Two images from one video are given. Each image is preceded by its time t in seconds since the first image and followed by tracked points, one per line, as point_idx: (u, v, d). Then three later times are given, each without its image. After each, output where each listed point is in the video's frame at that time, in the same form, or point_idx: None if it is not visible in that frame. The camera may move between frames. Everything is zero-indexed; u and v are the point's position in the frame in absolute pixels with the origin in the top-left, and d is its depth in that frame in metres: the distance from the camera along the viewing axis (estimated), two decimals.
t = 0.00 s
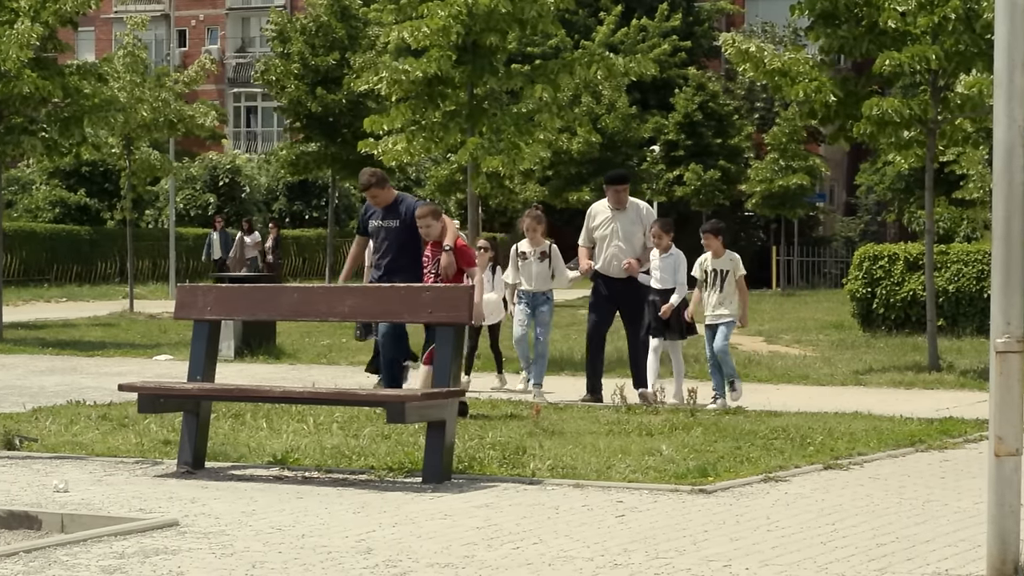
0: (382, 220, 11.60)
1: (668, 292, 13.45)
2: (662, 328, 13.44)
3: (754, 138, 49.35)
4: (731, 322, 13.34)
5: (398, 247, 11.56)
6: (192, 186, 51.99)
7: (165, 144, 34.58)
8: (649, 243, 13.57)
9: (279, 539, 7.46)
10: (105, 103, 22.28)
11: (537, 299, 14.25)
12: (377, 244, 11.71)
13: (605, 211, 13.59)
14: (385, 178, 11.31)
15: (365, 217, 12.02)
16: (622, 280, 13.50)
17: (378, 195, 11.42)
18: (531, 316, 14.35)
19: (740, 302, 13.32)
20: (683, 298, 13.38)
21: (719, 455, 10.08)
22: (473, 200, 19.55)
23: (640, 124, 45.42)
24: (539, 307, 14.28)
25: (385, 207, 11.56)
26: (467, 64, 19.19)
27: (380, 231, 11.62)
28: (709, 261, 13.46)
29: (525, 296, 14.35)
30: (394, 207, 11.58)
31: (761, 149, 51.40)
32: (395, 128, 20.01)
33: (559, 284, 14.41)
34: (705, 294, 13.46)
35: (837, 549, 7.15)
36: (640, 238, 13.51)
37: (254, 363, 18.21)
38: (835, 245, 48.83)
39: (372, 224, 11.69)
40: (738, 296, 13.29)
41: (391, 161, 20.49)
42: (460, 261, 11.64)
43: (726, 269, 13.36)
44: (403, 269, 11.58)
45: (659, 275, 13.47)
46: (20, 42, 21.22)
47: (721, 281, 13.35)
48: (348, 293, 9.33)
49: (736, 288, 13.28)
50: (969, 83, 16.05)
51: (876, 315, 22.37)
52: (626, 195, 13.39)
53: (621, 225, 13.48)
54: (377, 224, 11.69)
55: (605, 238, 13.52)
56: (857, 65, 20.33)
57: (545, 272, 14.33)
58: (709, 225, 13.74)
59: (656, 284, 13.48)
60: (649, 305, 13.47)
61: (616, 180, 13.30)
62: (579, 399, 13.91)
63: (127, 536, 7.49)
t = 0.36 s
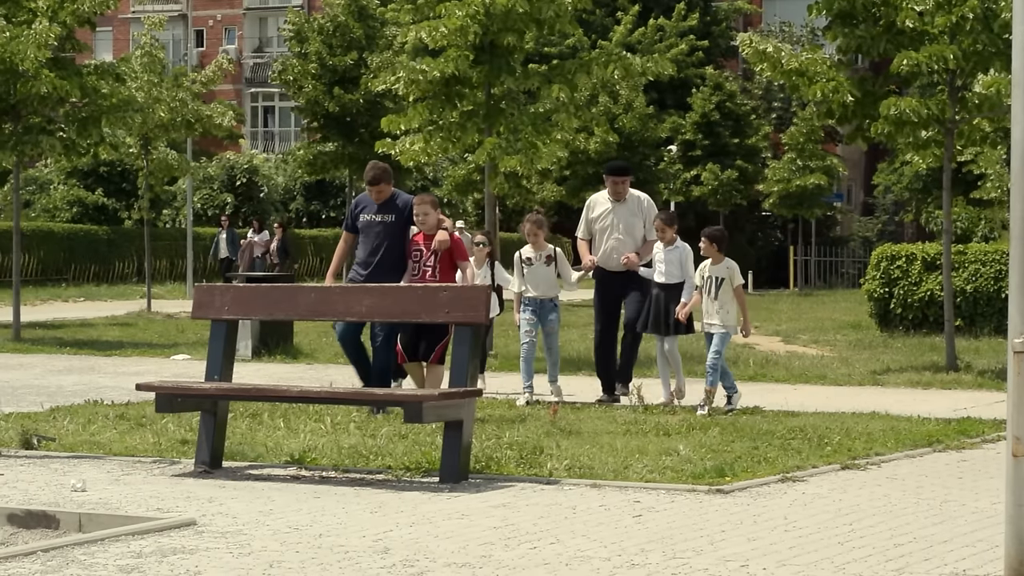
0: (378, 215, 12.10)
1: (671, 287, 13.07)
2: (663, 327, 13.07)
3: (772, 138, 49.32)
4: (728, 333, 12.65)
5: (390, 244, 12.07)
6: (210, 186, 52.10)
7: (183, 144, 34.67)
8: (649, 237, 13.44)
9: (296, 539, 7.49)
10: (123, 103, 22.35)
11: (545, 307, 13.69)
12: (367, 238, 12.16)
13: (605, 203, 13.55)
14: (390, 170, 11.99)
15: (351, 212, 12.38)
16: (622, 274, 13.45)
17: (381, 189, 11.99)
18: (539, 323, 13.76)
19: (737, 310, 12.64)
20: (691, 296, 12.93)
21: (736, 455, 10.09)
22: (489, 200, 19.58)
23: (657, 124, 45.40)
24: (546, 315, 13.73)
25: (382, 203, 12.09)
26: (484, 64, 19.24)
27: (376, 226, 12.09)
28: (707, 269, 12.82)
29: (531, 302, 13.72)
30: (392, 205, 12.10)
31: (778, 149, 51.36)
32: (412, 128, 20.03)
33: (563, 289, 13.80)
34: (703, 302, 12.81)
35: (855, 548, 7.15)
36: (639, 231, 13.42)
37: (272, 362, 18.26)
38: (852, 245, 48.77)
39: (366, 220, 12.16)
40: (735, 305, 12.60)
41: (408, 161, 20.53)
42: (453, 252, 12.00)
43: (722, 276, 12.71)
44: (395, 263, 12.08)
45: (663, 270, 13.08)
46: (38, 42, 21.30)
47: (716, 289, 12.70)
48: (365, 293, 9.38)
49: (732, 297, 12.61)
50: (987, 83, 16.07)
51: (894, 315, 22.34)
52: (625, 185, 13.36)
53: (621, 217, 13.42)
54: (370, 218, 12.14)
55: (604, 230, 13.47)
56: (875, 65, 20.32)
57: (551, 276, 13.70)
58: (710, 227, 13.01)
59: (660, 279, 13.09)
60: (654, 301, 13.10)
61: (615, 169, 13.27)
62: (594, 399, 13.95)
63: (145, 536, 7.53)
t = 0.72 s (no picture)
0: (361, 217, 12.25)
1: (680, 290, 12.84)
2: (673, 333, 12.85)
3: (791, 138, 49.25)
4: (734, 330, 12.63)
5: (375, 244, 12.26)
6: (229, 185, 52.27)
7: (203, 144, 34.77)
8: (664, 247, 13.04)
9: (316, 539, 7.52)
10: (142, 103, 22.47)
11: (543, 304, 13.45)
12: (351, 242, 12.26)
13: (620, 210, 13.17)
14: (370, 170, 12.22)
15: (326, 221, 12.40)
16: (635, 284, 13.07)
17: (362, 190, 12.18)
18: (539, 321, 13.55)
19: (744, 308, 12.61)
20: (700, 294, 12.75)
21: (755, 456, 10.10)
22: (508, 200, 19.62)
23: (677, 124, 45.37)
24: (546, 312, 13.48)
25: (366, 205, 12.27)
26: (503, 64, 19.30)
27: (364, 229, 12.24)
28: (712, 265, 12.68)
29: (533, 300, 13.53)
30: (373, 206, 12.28)
31: (797, 149, 51.27)
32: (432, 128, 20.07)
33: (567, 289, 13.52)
34: (704, 296, 12.70)
35: (874, 549, 7.16)
36: (654, 240, 13.02)
37: (291, 362, 18.32)
38: (871, 245, 48.70)
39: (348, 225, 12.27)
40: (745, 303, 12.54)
41: (427, 162, 20.59)
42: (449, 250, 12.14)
43: (729, 274, 12.57)
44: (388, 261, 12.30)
45: (673, 274, 12.83)
46: (58, 42, 21.42)
47: (726, 287, 12.58)
48: (384, 292, 9.43)
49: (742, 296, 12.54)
50: (1007, 83, 16.05)
51: (914, 315, 22.30)
52: (643, 191, 12.95)
53: (636, 224, 13.02)
54: (352, 223, 12.27)
55: (618, 238, 13.10)
56: (896, 64, 20.27)
57: (552, 274, 13.44)
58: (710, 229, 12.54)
59: (670, 283, 12.85)
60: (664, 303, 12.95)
61: (632, 174, 12.87)
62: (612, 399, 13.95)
63: (165, 535, 7.57)
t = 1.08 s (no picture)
0: (352, 210, 11.99)
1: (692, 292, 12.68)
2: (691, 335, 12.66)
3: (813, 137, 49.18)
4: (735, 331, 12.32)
5: (366, 236, 12.04)
6: (251, 185, 52.51)
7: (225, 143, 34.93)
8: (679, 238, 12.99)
9: (337, 538, 7.55)
10: (164, 102, 22.59)
11: (556, 305, 13.34)
12: (342, 235, 11.97)
13: (635, 201, 13.08)
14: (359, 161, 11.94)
15: (310, 218, 12.00)
16: (651, 276, 13.00)
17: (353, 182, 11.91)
18: (551, 322, 13.44)
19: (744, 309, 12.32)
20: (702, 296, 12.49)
21: (777, 456, 10.09)
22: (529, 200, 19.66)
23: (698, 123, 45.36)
24: (558, 314, 13.38)
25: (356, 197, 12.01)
26: (525, 64, 19.31)
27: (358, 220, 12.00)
28: (712, 266, 12.37)
29: (545, 300, 13.42)
30: (361, 198, 12.05)
31: (819, 148, 51.17)
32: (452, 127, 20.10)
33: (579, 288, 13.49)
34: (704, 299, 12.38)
35: (896, 549, 7.17)
36: (669, 231, 12.96)
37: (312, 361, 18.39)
38: (894, 245, 48.56)
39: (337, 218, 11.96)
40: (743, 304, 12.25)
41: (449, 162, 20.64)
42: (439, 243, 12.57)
43: (728, 274, 12.28)
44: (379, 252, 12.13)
45: (683, 273, 12.68)
46: (80, 42, 21.63)
47: (725, 287, 12.28)
48: (406, 292, 9.45)
49: (741, 297, 12.26)
50: None
51: (936, 315, 22.25)
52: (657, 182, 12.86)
53: (650, 215, 12.95)
54: (344, 216, 11.98)
55: (633, 229, 13.01)
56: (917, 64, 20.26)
57: (565, 273, 13.37)
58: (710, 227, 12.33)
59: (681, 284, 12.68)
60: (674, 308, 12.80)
61: (647, 166, 12.78)
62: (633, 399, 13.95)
63: (187, 534, 7.62)
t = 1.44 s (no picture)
0: (377, 214, 11.78)
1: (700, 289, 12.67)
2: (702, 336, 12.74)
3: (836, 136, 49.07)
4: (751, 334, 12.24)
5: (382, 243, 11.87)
6: (274, 184, 52.66)
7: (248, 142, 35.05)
8: (677, 240, 12.74)
9: (359, 537, 7.59)
10: (187, 102, 22.57)
11: (564, 311, 13.31)
12: (361, 237, 11.74)
13: (630, 206, 12.86)
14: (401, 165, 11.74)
15: (334, 209, 11.67)
16: (648, 281, 12.70)
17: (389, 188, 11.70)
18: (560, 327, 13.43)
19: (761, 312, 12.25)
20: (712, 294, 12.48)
21: (800, 455, 10.08)
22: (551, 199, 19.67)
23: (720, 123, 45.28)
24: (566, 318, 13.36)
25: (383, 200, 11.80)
26: (548, 63, 19.27)
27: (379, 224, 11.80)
28: (731, 266, 12.31)
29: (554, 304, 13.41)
30: (387, 205, 11.86)
31: (841, 147, 51.04)
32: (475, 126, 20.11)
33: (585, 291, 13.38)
34: (722, 298, 12.34)
35: (919, 549, 7.17)
36: (666, 233, 12.72)
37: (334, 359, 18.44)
38: (917, 244, 48.40)
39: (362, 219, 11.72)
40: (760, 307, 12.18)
41: (471, 161, 20.66)
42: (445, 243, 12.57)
43: (747, 276, 12.24)
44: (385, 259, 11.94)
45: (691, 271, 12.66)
46: (104, 41, 21.73)
47: (743, 288, 12.24)
48: (428, 291, 9.47)
49: (759, 299, 12.18)
50: None
51: (959, 314, 22.20)
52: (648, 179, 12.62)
53: (645, 218, 12.73)
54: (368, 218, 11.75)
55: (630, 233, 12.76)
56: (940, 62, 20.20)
57: (569, 276, 13.32)
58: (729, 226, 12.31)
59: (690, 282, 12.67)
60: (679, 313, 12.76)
61: (638, 165, 12.57)
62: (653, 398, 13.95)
63: (211, 533, 7.66)
